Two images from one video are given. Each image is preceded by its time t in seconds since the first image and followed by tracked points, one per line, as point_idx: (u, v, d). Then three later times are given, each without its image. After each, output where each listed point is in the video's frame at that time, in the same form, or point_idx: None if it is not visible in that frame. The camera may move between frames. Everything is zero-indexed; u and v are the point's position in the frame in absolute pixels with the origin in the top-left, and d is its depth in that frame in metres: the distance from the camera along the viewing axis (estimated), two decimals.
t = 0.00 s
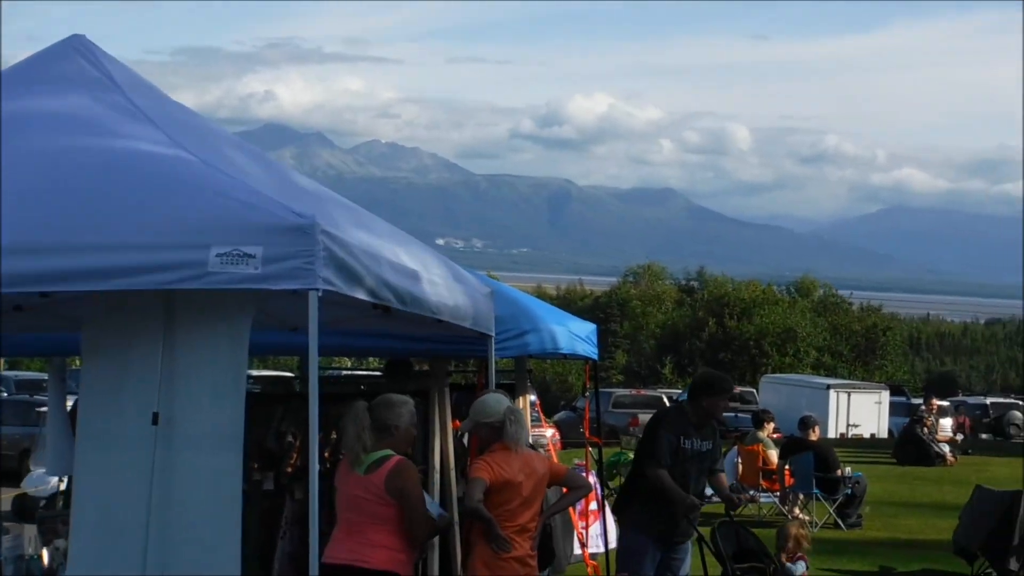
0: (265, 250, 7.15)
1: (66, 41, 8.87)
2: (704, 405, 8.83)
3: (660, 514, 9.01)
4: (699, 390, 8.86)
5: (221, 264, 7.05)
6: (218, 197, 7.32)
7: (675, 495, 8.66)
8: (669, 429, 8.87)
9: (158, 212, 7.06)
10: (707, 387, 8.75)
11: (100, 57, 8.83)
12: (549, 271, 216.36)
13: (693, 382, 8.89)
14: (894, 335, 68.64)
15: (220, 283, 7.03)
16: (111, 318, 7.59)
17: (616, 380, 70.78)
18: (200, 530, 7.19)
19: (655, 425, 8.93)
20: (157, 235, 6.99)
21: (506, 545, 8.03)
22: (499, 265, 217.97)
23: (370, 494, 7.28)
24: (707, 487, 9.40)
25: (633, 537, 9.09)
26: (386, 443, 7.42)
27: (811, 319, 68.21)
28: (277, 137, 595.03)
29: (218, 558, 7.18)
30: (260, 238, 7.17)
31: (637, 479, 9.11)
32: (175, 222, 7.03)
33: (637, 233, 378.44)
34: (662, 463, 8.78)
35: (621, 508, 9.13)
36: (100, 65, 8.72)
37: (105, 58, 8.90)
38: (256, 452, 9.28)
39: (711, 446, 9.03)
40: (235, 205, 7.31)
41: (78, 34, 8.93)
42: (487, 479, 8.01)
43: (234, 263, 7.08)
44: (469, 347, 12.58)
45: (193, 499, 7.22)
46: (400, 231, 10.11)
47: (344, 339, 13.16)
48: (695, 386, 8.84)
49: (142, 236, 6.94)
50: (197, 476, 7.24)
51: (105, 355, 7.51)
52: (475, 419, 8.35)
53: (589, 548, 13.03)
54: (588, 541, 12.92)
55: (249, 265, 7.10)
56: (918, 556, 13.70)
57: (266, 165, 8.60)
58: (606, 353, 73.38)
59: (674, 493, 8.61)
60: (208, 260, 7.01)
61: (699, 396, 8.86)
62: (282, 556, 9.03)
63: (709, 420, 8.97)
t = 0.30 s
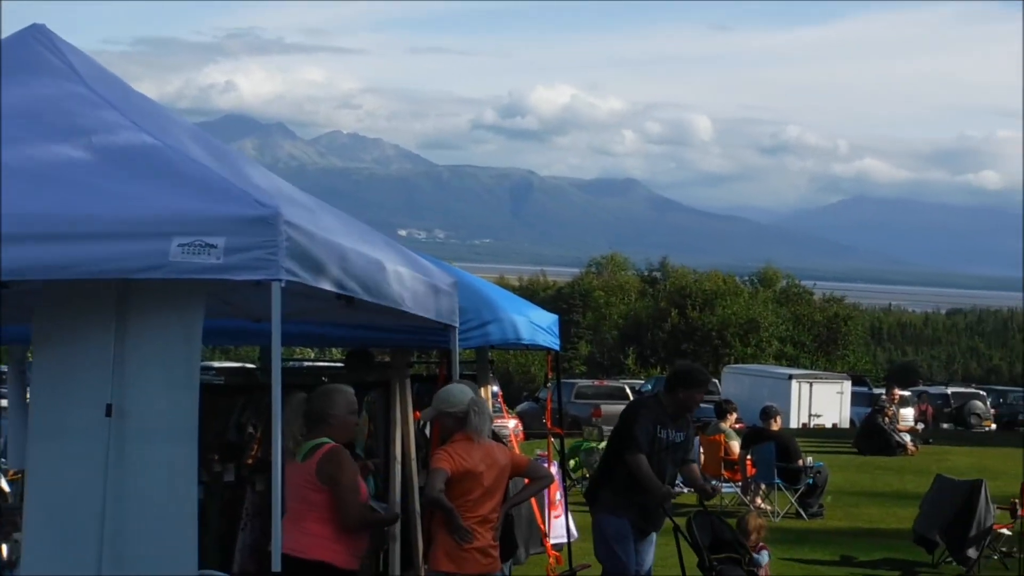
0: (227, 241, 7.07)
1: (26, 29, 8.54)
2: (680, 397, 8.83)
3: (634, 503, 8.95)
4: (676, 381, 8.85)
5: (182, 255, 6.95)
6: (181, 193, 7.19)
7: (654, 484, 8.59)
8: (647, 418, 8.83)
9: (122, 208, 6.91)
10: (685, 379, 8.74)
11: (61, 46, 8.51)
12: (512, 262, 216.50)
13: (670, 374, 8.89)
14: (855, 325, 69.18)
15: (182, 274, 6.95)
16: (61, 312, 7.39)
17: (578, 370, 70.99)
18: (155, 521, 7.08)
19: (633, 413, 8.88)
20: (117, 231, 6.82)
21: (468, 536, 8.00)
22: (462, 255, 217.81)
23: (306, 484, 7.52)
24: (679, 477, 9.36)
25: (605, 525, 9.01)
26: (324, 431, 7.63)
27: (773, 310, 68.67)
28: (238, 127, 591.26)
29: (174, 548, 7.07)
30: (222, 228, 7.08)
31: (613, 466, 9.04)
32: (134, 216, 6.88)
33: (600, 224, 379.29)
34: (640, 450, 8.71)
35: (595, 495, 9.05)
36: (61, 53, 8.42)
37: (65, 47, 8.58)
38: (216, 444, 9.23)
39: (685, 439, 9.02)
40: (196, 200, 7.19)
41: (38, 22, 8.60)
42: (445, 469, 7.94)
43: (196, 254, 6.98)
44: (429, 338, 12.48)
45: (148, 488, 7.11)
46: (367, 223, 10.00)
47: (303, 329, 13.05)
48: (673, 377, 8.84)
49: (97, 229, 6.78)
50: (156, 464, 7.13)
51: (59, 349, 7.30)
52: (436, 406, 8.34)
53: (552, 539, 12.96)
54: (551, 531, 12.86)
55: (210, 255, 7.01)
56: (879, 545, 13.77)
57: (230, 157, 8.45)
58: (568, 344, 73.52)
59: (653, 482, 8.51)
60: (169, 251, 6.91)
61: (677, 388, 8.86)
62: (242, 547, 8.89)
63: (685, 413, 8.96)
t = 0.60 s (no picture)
0: (176, 236, 6.96)
1: None
2: (642, 399, 8.72)
3: (594, 500, 8.92)
4: (641, 383, 8.73)
5: (133, 251, 6.84)
6: (129, 190, 7.06)
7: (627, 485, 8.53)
8: (611, 416, 8.74)
9: (69, 207, 6.80)
10: (650, 383, 8.63)
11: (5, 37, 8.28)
12: (467, 256, 216.22)
13: (635, 374, 8.76)
14: (810, 318, 69.65)
15: (133, 270, 6.83)
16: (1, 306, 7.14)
17: (534, 365, 71.15)
18: (100, 522, 6.92)
19: (597, 411, 8.77)
20: (64, 231, 6.69)
21: (422, 530, 7.92)
22: (417, 249, 217.36)
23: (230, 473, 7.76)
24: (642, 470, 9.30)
25: (562, 520, 8.98)
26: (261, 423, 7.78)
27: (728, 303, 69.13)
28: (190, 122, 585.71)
29: (121, 548, 6.94)
30: (170, 221, 6.97)
31: (573, 462, 8.96)
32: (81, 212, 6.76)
33: (555, 218, 379.99)
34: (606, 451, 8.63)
35: (554, 491, 8.98)
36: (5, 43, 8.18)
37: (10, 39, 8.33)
38: (170, 440, 9.04)
39: (646, 437, 8.94)
40: (144, 195, 7.08)
41: None
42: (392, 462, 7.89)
43: (148, 250, 6.87)
44: (381, 333, 12.28)
45: (94, 483, 6.93)
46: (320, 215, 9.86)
47: (254, 324, 12.86)
48: (639, 379, 8.71)
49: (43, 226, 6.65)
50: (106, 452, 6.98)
51: None
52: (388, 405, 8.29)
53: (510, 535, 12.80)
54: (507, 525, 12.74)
55: (161, 251, 6.90)
56: (834, 538, 13.79)
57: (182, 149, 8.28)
58: (524, 338, 73.59)
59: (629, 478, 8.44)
60: (120, 248, 6.79)
61: (640, 389, 8.74)
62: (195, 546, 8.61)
63: (647, 413, 8.86)
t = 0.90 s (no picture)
0: (137, 235, 7.10)
1: None
2: (597, 391, 8.74)
3: (558, 500, 8.85)
4: (596, 375, 8.74)
5: (93, 250, 6.98)
6: (88, 188, 7.13)
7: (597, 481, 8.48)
8: (571, 413, 8.71)
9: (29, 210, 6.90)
10: (603, 374, 8.65)
11: None
12: (424, 253, 215.30)
13: (588, 367, 8.76)
14: (769, 314, 70.09)
15: (94, 268, 6.94)
16: None
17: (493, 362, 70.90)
18: (54, 522, 6.79)
19: (555, 408, 8.74)
20: (22, 233, 6.83)
21: (380, 527, 7.89)
22: (375, 246, 216.28)
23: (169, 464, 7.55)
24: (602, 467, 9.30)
25: (526, 522, 8.87)
26: (202, 423, 7.72)
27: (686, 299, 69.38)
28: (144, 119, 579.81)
29: (74, 550, 6.84)
30: (131, 220, 7.12)
31: (533, 461, 8.89)
32: (41, 215, 6.90)
33: (514, 216, 379.80)
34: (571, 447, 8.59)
35: (517, 492, 8.89)
36: None
37: None
38: (126, 439, 9.02)
39: (602, 431, 8.94)
40: (103, 193, 7.16)
41: None
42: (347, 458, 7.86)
43: (108, 249, 7.03)
44: (339, 332, 12.20)
45: (38, 489, 6.78)
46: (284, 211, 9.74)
47: (211, 323, 12.66)
48: (593, 372, 8.72)
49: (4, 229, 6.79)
50: (43, 462, 6.81)
51: None
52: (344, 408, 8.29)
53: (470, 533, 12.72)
54: (467, 524, 12.62)
55: (122, 250, 7.05)
56: (793, 532, 13.82)
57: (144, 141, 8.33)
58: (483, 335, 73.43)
59: (602, 470, 8.36)
60: (80, 247, 6.91)
61: (596, 383, 8.75)
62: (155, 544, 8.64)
63: (601, 404, 8.87)
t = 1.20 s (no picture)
0: (90, 236, 7.12)
1: None
2: (569, 394, 8.69)
3: (530, 500, 8.82)
4: (570, 378, 8.69)
5: (46, 250, 6.92)
6: (37, 188, 7.03)
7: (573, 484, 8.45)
8: (547, 414, 8.67)
9: None
10: (577, 377, 8.59)
11: None
12: (386, 252, 214.31)
13: (562, 369, 8.71)
14: (732, 312, 70.55)
15: (47, 268, 6.88)
16: None
17: (458, 361, 70.68)
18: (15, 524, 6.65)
19: (527, 408, 8.70)
20: None
21: (348, 528, 8.20)
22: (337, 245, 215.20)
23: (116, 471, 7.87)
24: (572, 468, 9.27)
25: (497, 524, 8.80)
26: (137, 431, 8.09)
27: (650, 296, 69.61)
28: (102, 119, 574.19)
29: (34, 554, 6.73)
30: (85, 222, 7.13)
31: (506, 465, 8.82)
32: None
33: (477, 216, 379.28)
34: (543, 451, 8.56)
35: (489, 493, 8.83)
36: None
37: None
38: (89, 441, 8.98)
39: (574, 434, 8.90)
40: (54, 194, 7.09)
41: None
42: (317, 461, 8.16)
43: (60, 250, 6.99)
44: (302, 330, 12.12)
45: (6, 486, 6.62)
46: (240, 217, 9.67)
47: (172, 322, 12.51)
48: (569, 374, 8.66)
49: None
50: (16, 461, 6.65)
51: None
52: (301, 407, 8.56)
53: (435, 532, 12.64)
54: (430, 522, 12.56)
55: (74, 251, 7.04)
56: (756, 527, 13.84)
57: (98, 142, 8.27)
58: (447, 335, 73.22)
59: (580, 468, 8.31)
60: (33, 247, 6.85)
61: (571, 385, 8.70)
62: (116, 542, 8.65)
63: (573, 407, 8.83)
